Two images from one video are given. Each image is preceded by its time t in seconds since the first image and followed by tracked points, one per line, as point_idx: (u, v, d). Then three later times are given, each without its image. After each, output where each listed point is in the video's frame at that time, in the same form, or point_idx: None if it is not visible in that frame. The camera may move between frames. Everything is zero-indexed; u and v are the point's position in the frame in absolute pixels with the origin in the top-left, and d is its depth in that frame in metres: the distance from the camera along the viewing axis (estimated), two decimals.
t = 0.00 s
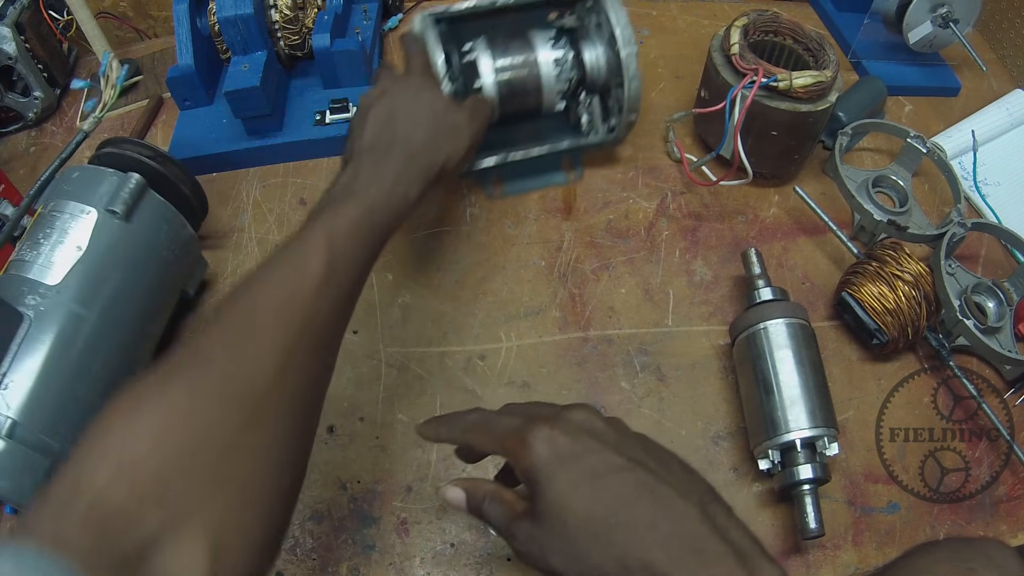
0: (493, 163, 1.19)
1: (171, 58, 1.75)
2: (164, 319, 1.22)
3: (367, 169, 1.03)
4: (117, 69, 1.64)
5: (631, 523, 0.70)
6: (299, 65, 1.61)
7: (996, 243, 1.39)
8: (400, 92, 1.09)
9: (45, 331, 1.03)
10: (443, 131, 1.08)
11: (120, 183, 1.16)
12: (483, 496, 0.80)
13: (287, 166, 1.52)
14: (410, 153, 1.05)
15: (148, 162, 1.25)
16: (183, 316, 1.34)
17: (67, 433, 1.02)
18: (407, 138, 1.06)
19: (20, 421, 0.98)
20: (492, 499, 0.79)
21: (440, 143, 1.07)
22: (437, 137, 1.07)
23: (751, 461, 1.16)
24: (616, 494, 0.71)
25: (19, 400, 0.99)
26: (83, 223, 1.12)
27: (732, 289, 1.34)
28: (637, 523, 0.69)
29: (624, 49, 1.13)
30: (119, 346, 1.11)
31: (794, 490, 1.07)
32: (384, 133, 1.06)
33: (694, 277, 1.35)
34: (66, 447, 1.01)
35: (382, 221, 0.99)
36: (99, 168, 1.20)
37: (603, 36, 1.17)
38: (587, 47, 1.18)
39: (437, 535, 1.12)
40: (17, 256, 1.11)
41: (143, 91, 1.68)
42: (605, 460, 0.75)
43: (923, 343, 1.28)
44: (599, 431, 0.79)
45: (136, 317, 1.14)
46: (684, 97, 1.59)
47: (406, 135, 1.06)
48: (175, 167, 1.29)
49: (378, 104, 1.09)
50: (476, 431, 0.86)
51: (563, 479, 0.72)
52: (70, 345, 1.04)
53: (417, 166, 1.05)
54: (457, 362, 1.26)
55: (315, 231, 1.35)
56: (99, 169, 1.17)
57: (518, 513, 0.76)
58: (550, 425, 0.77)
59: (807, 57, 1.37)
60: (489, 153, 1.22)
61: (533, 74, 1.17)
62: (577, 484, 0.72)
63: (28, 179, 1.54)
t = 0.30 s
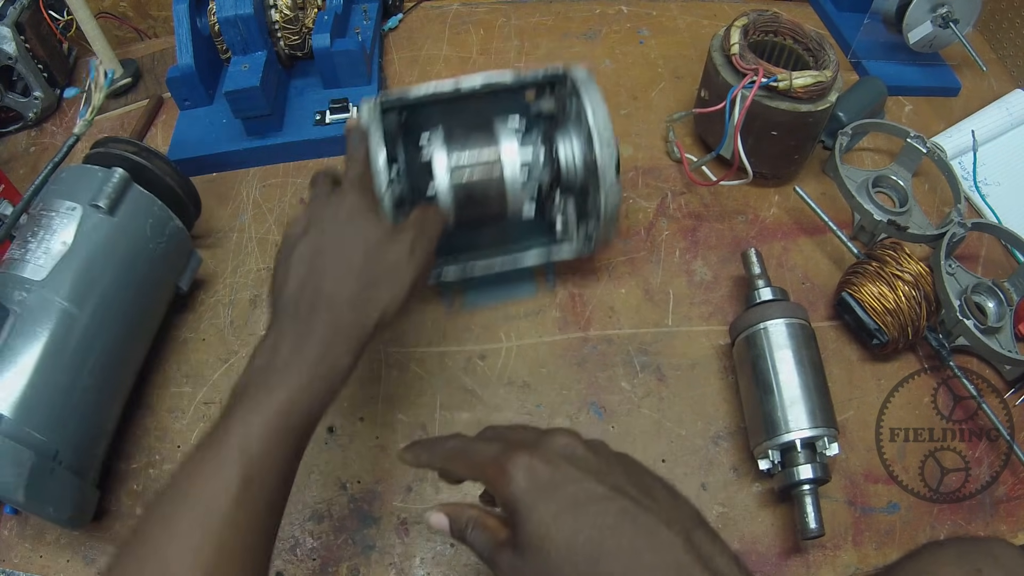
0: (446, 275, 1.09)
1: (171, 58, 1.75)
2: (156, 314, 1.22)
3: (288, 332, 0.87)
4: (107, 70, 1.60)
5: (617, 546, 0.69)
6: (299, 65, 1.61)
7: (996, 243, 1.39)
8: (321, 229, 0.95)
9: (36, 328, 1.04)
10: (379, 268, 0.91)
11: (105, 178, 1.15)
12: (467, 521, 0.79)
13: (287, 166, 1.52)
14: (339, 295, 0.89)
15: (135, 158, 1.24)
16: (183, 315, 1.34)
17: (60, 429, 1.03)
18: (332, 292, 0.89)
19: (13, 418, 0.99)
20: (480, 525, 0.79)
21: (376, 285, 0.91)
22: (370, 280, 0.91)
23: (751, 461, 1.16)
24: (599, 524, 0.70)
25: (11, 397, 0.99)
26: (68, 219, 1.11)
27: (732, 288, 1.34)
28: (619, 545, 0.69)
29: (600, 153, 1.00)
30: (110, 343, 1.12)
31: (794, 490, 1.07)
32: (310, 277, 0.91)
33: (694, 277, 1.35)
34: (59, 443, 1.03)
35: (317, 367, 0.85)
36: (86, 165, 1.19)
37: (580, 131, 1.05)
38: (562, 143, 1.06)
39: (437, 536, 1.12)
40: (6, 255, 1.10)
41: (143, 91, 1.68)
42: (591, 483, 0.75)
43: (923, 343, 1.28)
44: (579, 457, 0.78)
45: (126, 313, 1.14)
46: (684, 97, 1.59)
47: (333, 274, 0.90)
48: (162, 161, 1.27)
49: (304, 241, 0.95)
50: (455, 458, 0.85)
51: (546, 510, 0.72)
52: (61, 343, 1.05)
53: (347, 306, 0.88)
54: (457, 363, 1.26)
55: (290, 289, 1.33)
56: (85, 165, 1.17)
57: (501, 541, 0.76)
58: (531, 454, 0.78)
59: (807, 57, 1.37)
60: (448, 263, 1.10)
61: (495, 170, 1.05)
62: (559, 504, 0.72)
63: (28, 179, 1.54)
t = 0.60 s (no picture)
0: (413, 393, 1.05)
1: (171, 58, 1.75)
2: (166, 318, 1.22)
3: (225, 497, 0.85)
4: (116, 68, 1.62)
5: (598, 565, 0.72)
6: (299, 65, 1.61)
7: (996, 243, 1.39)
8: (264, 382, 0.90)
9: (45, 331, 1.04)
10: (320, 437, 0.87)
11: (120, 184, 1.15)
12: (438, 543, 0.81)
13: (287, 166, 1.52)
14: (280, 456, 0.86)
15: (146, 161, 1.24)
16: (183, 316, 1.35)
17: (67, 432, 1.03)
18: (269, 462, 0.85)
19: (21, 421, 0.99)
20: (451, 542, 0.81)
21: (315, 454, 0.87)
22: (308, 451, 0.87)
23: (751, 461, 1.16)
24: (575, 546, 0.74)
25: (20, 400, 1.00)
26: (80, 223, 1.11)
27: (732, 288, 1.34)
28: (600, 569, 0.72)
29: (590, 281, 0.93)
30: (120, 348, 1.12)
31: (793, 490, 1.08)
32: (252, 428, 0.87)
33: (694, 277, 1.35)
34: (67, 446, 1.03)
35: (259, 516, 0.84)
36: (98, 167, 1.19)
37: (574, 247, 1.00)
38: (552, 259, 1.03)
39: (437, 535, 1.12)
40: (17, 255, 1.11)
41: (143, 91, 1.68)
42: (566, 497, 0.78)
43: (923, 343, 1.28)
44: (551, 474, 0.81)
45: (135, 318, 1.14)
46: (684, 97, 1.59)
47: (277, 431, 0.87)
48: (173, 164, 1.27)
49: (244, 387, 0.90)
50: (417, 479, 0.87)
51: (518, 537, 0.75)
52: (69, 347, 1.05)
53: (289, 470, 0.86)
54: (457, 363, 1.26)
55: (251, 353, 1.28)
56: (98, 169, 1.16)
57: (472, 566, 0.78)
58: (496, 475, 0.80)
59: (807, 58, 1.37)
60: (419, 380, 1.05)
61: (473, 284, 1.03)
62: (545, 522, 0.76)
63: (28, 179, 1.54)
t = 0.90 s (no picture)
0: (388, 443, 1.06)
1: (171, 58, 1.75)
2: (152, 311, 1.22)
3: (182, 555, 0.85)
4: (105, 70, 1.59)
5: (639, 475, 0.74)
6: (299, 65, 1.61)
7: (996, 242, 1.39)
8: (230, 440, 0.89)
9: (30, 327, 1.04)
10: (284, 494, 0.87)
11: (99, 177, 1.15)
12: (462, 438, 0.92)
13: (287, 166, 1.52)
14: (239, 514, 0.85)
15: (130, 156, 1.24)
16: (183, 316, 1.35)
17: (56, 427, 1.03)
18: (225, 516, 0.84)
19: (9, 415, 0.99)
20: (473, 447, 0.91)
21: (274, 515, 0.86)
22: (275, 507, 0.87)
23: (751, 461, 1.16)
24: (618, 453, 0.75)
25: (8, 394, 0.99)
26: (64, 218, 1.11)
27: (732, 288, 1.34)
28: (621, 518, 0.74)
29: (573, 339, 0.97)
30: (107, 340, 1.12)
31: (794, 490, 1.08)
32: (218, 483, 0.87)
33: (694, 277, 1.35)
34: (55, 440, 1.03)
35: None
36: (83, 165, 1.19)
37: (562, 303, 1.03)
38: (541, 310, 1.05)
39: (437, 535, 1.12)
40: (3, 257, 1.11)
41: (143, 91, 1.68)
42: (608, 407, 0.79)
43: (923, 343, 1.28)
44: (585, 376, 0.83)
45: (121, 311, 1.14)
46: (684, 97, 1.59)
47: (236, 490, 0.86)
48: (157, 158, 1.27)
49: (210, 439, 0.90)
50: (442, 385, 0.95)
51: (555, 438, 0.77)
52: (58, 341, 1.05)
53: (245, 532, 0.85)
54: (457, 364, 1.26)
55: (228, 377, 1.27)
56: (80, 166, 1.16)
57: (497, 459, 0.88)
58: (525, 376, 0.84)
59: (807, 57, 1.37)
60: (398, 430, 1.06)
61: (456, 333, 1.04)
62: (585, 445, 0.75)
63: (28, 179, 1.54)
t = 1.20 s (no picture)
0: (388, 443, 1.06)
1: (171, 58, 1.75)
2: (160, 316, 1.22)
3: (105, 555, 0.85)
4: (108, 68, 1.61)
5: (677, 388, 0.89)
6: (299, 64, 1.61)
7: (996, 242, 1.39)
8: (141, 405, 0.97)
9: (38, 330, 1.04)
10: (187, 452, 0.96)
11: (112, 182, 1.15)
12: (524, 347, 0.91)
13: (287, 166, 1.52)
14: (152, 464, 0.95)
15: (136, 158, 1.24)
16: (183, 316, 1.35)
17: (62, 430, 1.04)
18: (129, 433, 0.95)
19: (15, 418, 0.99)
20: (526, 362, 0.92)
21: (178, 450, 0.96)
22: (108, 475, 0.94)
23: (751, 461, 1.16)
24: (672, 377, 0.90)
25: (14, 398, 1.00)
26: (76, 221, 1.11)
27: (732, 288, 1.34)
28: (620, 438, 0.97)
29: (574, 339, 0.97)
30: (116, 345, 1.11)
31: (794, 490, 1.08)
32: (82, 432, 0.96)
33: (694, 277, 1.35)
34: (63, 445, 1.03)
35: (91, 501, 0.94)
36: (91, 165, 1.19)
37: (561, 302, 1.04)
38: (541, 310, 1.05)
39: (437, 535, 1.12)
40: (12, 256, 1.11)
41: (143, 91, 1.68)
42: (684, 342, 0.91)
43: (923, 343, 1.27)
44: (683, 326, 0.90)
45: (130, 316, 1.14)
46: (684, 97, 1.59)
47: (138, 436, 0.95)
48: (164, 159, 1.27)
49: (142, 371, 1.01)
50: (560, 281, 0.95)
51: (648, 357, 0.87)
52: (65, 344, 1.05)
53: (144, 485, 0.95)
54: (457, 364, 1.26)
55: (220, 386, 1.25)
56: (92, 168, 1.16)
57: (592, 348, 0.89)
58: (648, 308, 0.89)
59: (807, 58, 1.37)
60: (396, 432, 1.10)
61: (456, 334, 1.03)
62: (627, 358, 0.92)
63: (28, 179, 1.54)
